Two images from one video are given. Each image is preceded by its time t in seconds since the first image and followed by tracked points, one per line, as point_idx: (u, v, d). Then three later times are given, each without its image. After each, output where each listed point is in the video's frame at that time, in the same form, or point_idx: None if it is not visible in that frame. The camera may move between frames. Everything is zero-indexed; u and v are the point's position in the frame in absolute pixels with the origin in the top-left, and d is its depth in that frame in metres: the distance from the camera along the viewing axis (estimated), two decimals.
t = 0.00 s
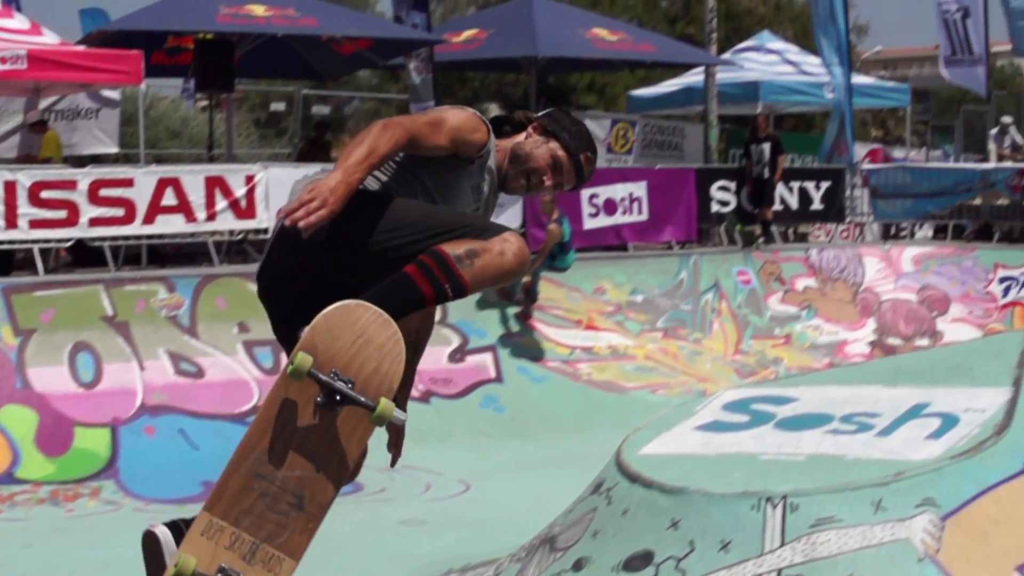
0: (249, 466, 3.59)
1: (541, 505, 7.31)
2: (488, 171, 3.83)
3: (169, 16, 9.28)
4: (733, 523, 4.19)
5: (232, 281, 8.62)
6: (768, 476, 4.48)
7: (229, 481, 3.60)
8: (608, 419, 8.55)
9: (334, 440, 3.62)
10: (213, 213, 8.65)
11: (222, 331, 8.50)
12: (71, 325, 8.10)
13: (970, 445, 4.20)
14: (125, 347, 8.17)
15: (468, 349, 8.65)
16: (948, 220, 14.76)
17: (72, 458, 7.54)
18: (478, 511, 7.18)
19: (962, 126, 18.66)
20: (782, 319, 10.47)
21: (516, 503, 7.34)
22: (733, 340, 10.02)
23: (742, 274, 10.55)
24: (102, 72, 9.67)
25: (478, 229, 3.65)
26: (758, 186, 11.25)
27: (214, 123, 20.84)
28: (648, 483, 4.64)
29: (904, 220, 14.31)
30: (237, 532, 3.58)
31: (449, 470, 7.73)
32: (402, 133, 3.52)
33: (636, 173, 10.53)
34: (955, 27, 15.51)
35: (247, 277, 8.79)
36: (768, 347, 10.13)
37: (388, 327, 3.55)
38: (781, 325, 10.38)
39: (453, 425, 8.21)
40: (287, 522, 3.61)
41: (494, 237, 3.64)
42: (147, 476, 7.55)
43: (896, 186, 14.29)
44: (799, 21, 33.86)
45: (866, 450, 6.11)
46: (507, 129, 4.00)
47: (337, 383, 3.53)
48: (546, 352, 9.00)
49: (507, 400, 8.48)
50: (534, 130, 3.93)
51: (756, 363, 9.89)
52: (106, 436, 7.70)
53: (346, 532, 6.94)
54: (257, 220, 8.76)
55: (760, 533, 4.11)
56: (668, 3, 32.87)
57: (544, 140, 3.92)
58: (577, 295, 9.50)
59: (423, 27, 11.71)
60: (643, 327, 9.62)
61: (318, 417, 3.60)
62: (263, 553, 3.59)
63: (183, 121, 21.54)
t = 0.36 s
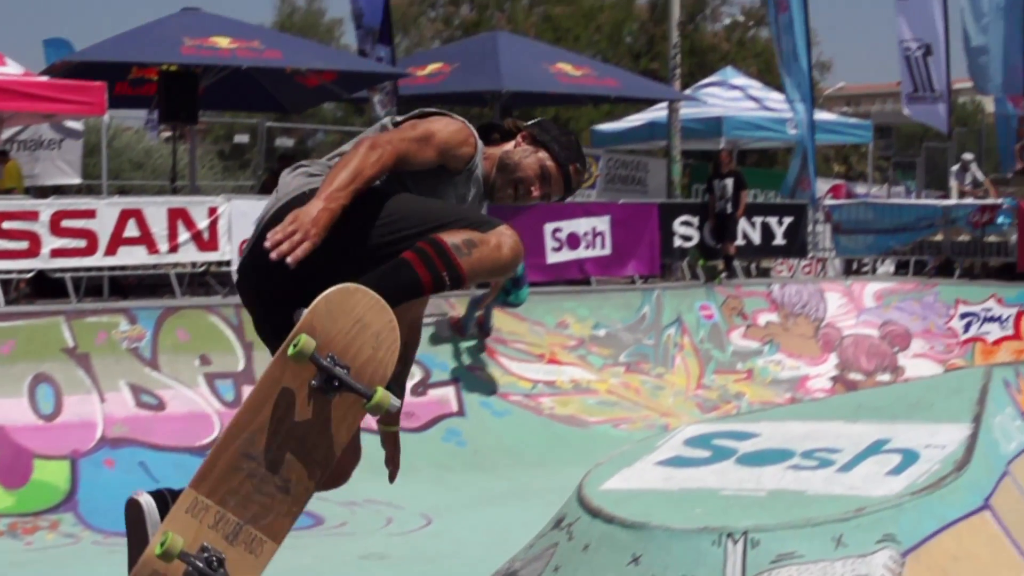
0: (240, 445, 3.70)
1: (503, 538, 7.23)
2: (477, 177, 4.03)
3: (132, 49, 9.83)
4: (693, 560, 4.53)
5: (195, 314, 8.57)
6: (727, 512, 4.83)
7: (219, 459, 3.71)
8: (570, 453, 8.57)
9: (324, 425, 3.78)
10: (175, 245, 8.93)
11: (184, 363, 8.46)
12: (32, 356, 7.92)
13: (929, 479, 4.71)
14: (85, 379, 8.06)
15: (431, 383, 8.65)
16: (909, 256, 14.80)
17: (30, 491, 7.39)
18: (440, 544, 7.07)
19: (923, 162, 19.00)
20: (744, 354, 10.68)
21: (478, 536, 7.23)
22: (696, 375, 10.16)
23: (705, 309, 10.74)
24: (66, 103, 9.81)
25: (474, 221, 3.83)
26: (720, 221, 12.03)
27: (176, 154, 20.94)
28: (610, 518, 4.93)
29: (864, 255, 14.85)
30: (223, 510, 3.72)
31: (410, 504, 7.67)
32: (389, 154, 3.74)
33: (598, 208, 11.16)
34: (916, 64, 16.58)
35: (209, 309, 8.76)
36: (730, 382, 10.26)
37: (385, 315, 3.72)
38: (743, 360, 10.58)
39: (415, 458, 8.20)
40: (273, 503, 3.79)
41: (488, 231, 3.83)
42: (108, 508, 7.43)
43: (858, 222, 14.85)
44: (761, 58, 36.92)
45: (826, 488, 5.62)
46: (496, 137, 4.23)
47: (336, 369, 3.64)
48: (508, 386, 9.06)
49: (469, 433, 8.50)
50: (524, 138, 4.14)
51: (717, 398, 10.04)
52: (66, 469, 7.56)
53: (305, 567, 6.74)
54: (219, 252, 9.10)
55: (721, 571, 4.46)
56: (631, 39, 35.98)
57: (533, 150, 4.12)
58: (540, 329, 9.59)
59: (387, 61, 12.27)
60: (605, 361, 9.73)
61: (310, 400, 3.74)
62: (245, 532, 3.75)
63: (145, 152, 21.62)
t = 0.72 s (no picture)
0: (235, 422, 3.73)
1: (466, 564, 7.11)
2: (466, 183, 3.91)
3: (110, 81, 11.10)
4: None
5: (156, 342, 8.62)
6: (690, 541, 4.82)
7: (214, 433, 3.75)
8: (532, 481, 8.67)
9: (323, 410, 3.75)
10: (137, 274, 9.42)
11: (145, 392, 8.50)
12: None
13: (890, 509, 4.69)
14: (45, 408, 8.06)
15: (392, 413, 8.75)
16: (870, 287, 14.86)
17: None
18: (402, 572, 6.94)
19: (884, 195, 18.49)
20: (706, 384, 11.42)
21: (441, 563, 7.11)
22: (657, 404, 10.81)
23: (667, 339, 11.51)
24: (27, 130, 10.05)
25: (468, 213, 3.83)
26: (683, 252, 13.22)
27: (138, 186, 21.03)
28: (572, 548, 4.88)
29: (825, 286, 15.11)
30: (211, 486, 3.75)
31: (372, 533, 7.59)
32: (376, 170, 3.65)
33: (561, 239, 12.22)
34: (879, 97, 17.01)
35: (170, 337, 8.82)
36: (692, 412, 10.91)
37: (389, 301, 3.70)
38: (705, 391, 11.30)
39: (376, 488, 8.23)
40: (264, 484, 3.78)
41: (483, 225, 3.84)
42: (67, 537, 7.34)
43: (820, 253, 15.14)
44: (724, 87, 37.70)
45: (789, 518, 4.93)
46: (484, 142, 4.04)
47: (339, 352, 3.63)
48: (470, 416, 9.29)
49: (431, 463, 8.52)
50: (513, 145, 3.97)
51: (679, 427, 10.58)
52: (24, 497, 7.47)
53: None
54: (181, 280, 9.62)
55: None
56: (596, 69, 37.33)
57: (522, 158, 3.97)
58: (502, 358, 10.10)
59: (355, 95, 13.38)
60: (567, 391, 10.27)
61: (311, 382, 3.72)
62: (232, 510, 3.76)
63: (108, 179, 21.80)
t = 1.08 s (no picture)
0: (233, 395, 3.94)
1: None
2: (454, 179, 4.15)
3: (70, 100, 11.03)
4: None
5: (118, 365, 8.49)
6: (654, 565, 4.80)
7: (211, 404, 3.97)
8: (496, 505, 8.60)
9: (323, 392, 3.92)
10: (99, 296, 9.43)
11: (107, 415, 8.35)
12: None
13: (851, 535, 4.68)
14: (4, 431, 7.87)
15: (355, 437, 8.78)
16: (834, 311, 14.98)
17: None
18: None
19: (847, 220, 18.55)
20: (669, 409, 11.44)
21: None
22: (620, 428, 10.79)
23: (630, 362, 11.51)
24: None
25: (465, 208, 4.04)
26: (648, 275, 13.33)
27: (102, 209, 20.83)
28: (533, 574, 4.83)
29: (790, 311, 15.25)
30: (203, 455, 3.97)
31: (334, 557, 7.44)
32: (366, 179, 3.80)
33: (525, 264, 12.20)
34: (842, 122, 17.22)
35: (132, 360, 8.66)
36: (655, 436, 10.93)
37: (399, 285, 3.86)
38: (668, 415, 11.34)
39: (339, 511, 8.09)
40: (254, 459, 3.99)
41: (475, 222, 4.04)
42: (26, 560, 7.02)
43: (782, 278, 15.31)
44: (688, 113, 38.06)
45: (750, 542, 4.92)
46: (473, 142, 4.26)
47: (343, 332, 3.78)
48: (434, 439, 9.28)
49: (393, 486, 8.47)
50: (503, 146, 4.21)
51: (643, 450, 10.59)
52: None
53: None
54: (144, 303, 9.68)
55: None
56: (561, 93, 37.16)
57: (512, 158, 4.20)
58: (466, 383, 10.08)
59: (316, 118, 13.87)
60: (530, 415, 10.27)
61: (315, 360, 3.88)
62: (221, 482, 3.99)
63: (70, 202, 21.59)
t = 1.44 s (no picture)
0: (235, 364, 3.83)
1: None
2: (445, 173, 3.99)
3: (35, 115, 10.91)
4: None
5: (83, 384, 8.20)
6: None
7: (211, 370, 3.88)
8: (461, 523, 8.53)
9: (327, 371, 3.76)
10: (63, 312, 9.47)
11: (71, 432, 8.02)
12: None
13: (815, 553, 4.67)
14: None
15: (320, 454, 8.63)
16: (798, 329, 15.11)
17: None
18: None
19: (811, 238, 18.69)
20: (635, 426, 11.46)
21: None
22: (586, 446, 10.78)
23: (596, 380, 11.51)
24: None
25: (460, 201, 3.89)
26: (614, 293, 13.44)
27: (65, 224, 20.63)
28: None
29: (754, 328, 15.23)
30: (198, 421, 3.91)
31: None
32: (365, 176, 3.61)
33: (491, 281, 12.19)
34: (807, 140, 17.41)
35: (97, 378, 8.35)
36: (620, 453, 10.92)
37: (415, 269, 3.71)
38: (634, 433, 11.34)
39: (303, 529, 7.97)
40: (251, 432, 3.90)
41: (472, 215, 3.88)
42: None
43: (748, 296, 15.29)
44: (654, 130, 38.27)
45: (715, 560, 4.90)
46: (463, 136, 4.10)
47: (349, 309, 3.60)
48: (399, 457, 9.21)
49: (357, 505, 8.38)
50: (494, 141, 4.07)
51: (608, 468, 10.57)
52: None
53: None
54: (109, 319, 9.73)
55: None
56: (526, 111, 37.53)
57: (503, 154, 4.06)
58: (430, 400, 10.01)
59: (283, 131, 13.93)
60: (496, 433, 10.24)
61: (321, 337, 3.71)
62: (215, 451, 3.93)
63: (35, 218, 21.41)
